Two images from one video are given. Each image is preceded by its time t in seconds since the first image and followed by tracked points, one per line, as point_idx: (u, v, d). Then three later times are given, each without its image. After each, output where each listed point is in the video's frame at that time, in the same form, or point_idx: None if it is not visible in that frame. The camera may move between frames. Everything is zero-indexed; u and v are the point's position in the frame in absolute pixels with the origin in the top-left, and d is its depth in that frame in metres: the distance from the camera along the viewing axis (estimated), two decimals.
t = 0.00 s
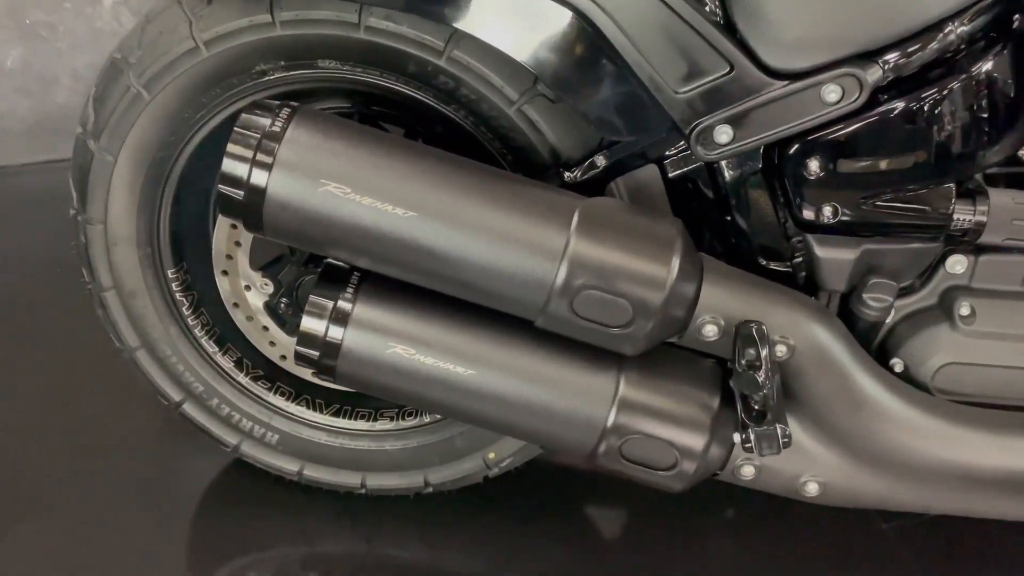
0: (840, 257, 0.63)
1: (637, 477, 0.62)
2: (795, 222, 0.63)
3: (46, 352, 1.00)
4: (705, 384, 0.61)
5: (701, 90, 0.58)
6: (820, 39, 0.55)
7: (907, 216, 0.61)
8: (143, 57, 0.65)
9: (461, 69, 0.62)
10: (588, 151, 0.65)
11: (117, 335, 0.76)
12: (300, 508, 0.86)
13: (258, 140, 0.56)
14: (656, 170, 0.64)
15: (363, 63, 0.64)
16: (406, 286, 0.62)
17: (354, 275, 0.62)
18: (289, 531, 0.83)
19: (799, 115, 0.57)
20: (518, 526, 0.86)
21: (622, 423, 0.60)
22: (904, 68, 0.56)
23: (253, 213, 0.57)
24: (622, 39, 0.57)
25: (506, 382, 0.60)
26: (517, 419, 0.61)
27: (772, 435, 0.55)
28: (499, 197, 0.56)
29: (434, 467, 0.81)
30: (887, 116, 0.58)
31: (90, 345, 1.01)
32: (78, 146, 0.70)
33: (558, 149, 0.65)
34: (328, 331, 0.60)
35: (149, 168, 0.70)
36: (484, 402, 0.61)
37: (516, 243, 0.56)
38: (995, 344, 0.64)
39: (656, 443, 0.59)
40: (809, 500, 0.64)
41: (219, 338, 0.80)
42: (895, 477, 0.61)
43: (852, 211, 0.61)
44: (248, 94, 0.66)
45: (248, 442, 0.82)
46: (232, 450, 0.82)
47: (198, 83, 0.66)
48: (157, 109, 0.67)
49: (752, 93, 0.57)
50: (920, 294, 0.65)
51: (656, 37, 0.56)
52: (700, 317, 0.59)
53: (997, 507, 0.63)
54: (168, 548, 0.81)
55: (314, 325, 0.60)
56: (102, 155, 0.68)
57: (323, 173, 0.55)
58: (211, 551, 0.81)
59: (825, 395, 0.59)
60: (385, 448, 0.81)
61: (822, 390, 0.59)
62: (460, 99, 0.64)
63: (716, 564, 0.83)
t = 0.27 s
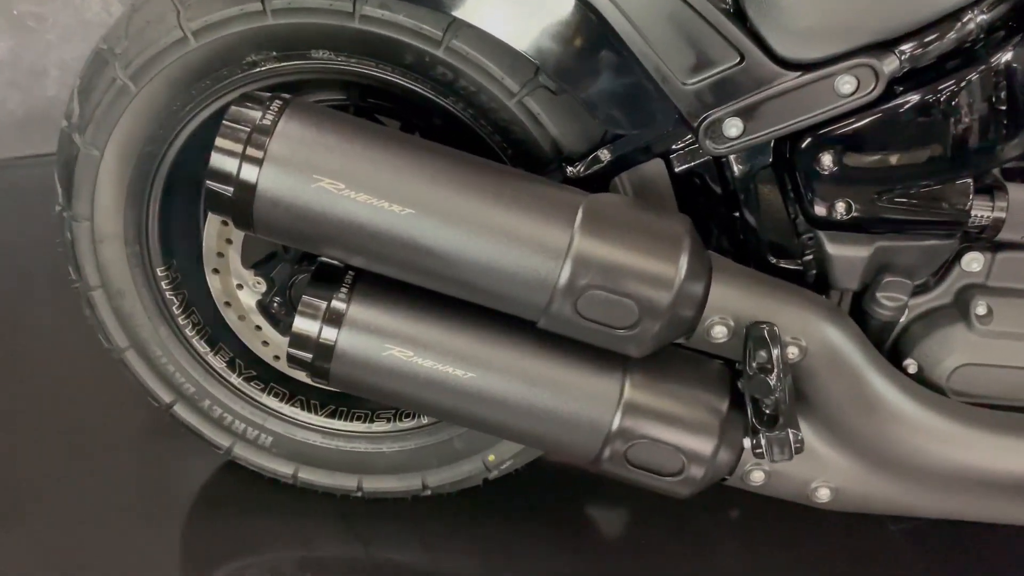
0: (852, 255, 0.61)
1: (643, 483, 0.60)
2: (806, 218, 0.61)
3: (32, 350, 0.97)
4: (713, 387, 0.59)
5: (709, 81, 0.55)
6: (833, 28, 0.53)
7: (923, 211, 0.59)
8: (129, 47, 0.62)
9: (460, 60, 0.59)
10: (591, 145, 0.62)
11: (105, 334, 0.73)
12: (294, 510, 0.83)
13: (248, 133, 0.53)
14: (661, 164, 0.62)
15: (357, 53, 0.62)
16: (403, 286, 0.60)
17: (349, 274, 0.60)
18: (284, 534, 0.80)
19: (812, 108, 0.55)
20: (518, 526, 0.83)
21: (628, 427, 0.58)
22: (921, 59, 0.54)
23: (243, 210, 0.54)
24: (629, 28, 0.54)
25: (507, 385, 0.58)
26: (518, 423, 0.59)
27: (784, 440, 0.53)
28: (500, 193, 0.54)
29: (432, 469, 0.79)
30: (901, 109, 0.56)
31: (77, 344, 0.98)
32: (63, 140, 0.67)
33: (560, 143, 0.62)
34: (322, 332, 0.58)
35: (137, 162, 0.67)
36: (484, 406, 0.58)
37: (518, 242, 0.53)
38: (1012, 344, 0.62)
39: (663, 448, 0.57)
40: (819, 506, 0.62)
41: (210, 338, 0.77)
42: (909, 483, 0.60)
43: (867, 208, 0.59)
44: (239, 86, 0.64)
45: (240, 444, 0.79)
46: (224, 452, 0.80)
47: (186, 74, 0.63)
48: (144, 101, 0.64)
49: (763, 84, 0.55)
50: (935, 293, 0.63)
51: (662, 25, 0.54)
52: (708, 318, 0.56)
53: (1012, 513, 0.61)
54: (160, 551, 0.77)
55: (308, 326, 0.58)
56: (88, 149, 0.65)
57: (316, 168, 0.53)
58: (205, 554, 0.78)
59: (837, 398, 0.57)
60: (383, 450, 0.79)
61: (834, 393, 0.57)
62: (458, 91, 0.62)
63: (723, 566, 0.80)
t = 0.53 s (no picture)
0: (866, 254, 0.59)
1: (650, 489, 0.58)
2: (818, 216, 0.59)
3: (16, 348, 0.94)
4: (722, 390, 0.57)
5: (718, 74, 0.53)
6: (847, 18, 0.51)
7: (939, 209, 0.57)
8: (116, 40, 0.60)
9: (459, 53, 0.57)
10: (595, 141, 0.60)
11: (93, 335, 0.71)
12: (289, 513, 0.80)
13: (239, 129, 0.51)
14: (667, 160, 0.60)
15: (353, 46, 0.59)
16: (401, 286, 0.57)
17: (344, 275, 0.58)
18: (280, 538, 0.77)
19: (825, 102, 0.53)
20: (517, 528, 0.80)
21: (635, 433, 0.56)
22: (938, 50, 0.52)
23: (234, 209, 0.52)
24: (635, 19, 0.52)
25: (509, 390, 0.56)
26: (521, 428, 0.57)
27: (797, 449, 0.51)
28: (502, 191, 0.52)
29: (431, 473, 0.77)
30: (917, 103, 0.54)
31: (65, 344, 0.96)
32: (49, 136, 0.65)
33: (563, 138, 0.60)
34: (317, 335, 0.56)
35: (126, 159, 0.65)
36: (486, 410, 0.56)
37: (520, 242, 0.51)
38: None
39: (671, 454, 0.55)
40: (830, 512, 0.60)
41: (202, 339, 0.75)
42: (923, 488, 0.58)
43: (881, 206, 0.57)
44: (231, 80, 0.61)
45: (234, 447, 0.77)
46: (218, 456, 0.78)
47: (176, 68, 0.61)
48: (133, 96, 0.62)
49: (775, 77, 0.53)
50: (950, 292, 0.61)
51: (669, 16, 0.52)
52: (718, 321, 0.54)
53: None
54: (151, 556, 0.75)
55: (303, 328, 0.56)
56: (74, 145, 0.63)
57: (310, 165, 0.51)
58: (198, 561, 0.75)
59: (852, 402, 0.56)
60: (380, 454, 0.77)
61: (848, 397, 0.56)
62: (457, 85, 0.60)
63: (732, 569, 0.78)
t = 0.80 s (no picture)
0: (878, 249, 0.57)
1: (654, 494, 0.56)
2: (830, 209, 0.56)
3: None
4: (729, 391, 0.55)
5: (725, 62, 0.51)
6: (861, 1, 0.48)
7: (955, 201, 0.55)
8: (98, 27, 0.57)
9: (454, 40, 0.55)
10: (597, 131, 0.58)
11: (77, 334, 0.68)
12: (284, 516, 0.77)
13: (224, 119, 0.49)
14: (672, 151, 0.58)
15: (345, 33, 0.57)
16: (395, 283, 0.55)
17: (336, 272, 0.55)
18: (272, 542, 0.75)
19: (838, 91, 0.51)
20: (515, 529, 0.78)
21: (638, 435, 0.54)
22: (955, 37, 0.50)
23: (220, 203, 0.50)
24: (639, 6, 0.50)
25: (508, 391, 0.54)
26: (521, 431, 0.55)
27: (808, 452, 0.49)
28: (501, 184, 0.50)
29: (427, 475, 0.75)
30: (931, 93, 0.51)
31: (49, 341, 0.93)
32: (29, 127, 0.62)
33: (563, 129, 0.58)
34: (308, 334, 0.54)
35: (110, 152, 0.62)
36: (484, 413, 0.54)
37: (520, 238, 0.49)
38: None
39: (676, 457, 0.53)
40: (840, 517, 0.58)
41: (191, 337, 0.72)
42: (937, 492, 0.56)
43: (895, 198, 0.55)
44: (217, 70, 0.59)
45: (224, 449, 0.74)
46: (208, 457, 0.75)
47: (161, 57, 0.59)
48: (116, 86, 0.59)
49: (784, 64, 0.50)
50: (964, 289, 0.59)
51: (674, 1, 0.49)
52: (725, 319, 0.52)
53: None
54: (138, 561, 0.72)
55: (293, 328, 0.54)
56: (53, 139, 0.60)
57: (299, 157, 0.49)
58: (187, 567, 0.72)
59: (864, 403, 0.54)
60: (375, 455, 0.74)
61: (860, 398, 0.54)
62: (454, 74, 0.57)
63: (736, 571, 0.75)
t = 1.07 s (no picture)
0: (890, 245, 0.55)
1: (659, 500, 0.54)
2: (840, 203, 0.55)
3: None
4: (737, 393, 0.53)
5: (733, 50, 0.48)
6: None
7: (969, 195, 0.53)
8: (80, 14, 0.54)
9: (451, 28, 0.52)
10: (599, 124, 0.56)
11: (62, 334, 0.65)
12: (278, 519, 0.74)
13: (209, 110, 0.46)
14: (677, 144, 0.56)
15: (337, 21, 0.55)
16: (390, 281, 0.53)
17: (329, 270, 0.53)
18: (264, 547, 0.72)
19: (852, 80, 0.48)
20: (513, 531, 0.75)
21: (643, 439, 0.52)
22: (974, 23, 0.47)
23: (207, 199, 0.48)
24: None
25: (508, 393, 0.52)
26: (521, 435, 0.53)
27: (821, 456, 0.47)
28: (500, 178, 0.48)
29: (424, 477, 0.72)
30: (947, 83, 0.49)
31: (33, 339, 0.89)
32: (10, 118, 0.59)
33: (564, 121, 0.56)
34: (299, 335, 0.51)
35: (96, 145, 0.59)
36: (483, 417, 0.52)
37: (520, 234, 0.47)
38: None
39: (683, 462, 0.51)
40: (851, 522, 0.57)
41: (181, 336, 0.69)
42: (952, 496, 0.54)
43: (907, 192, 0.53)
44: (204, 60, 0.57)
45: (214, 451, 0.71)
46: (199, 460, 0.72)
47: (147, 46, 0.56)
48: (101, 76, 0.57)
49: (795, 53, 0.48)
50: (978, 286, 0.57)
51: None
52: (733, 318, 0.50)
53: None
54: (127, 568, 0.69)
55: (283, 328, 0.52)
56: (36, 130, 0.57)
57: (289, 150, 0.46)
58: (177, 572, 0.69)
59: (875, 405, 0.52)
60: (369, 457, 0.72)
61: (871, 399, 0.52)
62: (450, 64, 0.55)
63: (742, 575, 0.72)
